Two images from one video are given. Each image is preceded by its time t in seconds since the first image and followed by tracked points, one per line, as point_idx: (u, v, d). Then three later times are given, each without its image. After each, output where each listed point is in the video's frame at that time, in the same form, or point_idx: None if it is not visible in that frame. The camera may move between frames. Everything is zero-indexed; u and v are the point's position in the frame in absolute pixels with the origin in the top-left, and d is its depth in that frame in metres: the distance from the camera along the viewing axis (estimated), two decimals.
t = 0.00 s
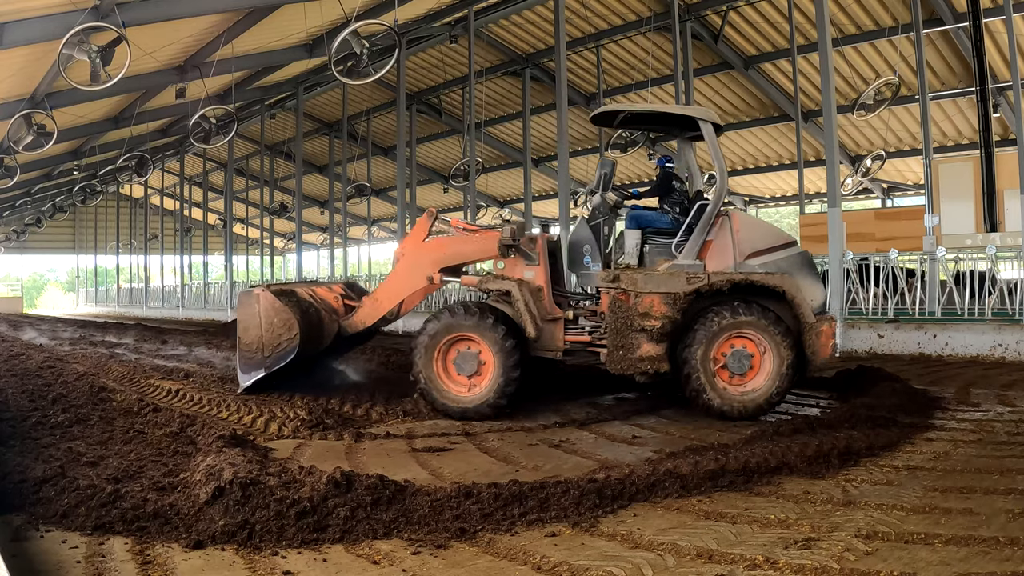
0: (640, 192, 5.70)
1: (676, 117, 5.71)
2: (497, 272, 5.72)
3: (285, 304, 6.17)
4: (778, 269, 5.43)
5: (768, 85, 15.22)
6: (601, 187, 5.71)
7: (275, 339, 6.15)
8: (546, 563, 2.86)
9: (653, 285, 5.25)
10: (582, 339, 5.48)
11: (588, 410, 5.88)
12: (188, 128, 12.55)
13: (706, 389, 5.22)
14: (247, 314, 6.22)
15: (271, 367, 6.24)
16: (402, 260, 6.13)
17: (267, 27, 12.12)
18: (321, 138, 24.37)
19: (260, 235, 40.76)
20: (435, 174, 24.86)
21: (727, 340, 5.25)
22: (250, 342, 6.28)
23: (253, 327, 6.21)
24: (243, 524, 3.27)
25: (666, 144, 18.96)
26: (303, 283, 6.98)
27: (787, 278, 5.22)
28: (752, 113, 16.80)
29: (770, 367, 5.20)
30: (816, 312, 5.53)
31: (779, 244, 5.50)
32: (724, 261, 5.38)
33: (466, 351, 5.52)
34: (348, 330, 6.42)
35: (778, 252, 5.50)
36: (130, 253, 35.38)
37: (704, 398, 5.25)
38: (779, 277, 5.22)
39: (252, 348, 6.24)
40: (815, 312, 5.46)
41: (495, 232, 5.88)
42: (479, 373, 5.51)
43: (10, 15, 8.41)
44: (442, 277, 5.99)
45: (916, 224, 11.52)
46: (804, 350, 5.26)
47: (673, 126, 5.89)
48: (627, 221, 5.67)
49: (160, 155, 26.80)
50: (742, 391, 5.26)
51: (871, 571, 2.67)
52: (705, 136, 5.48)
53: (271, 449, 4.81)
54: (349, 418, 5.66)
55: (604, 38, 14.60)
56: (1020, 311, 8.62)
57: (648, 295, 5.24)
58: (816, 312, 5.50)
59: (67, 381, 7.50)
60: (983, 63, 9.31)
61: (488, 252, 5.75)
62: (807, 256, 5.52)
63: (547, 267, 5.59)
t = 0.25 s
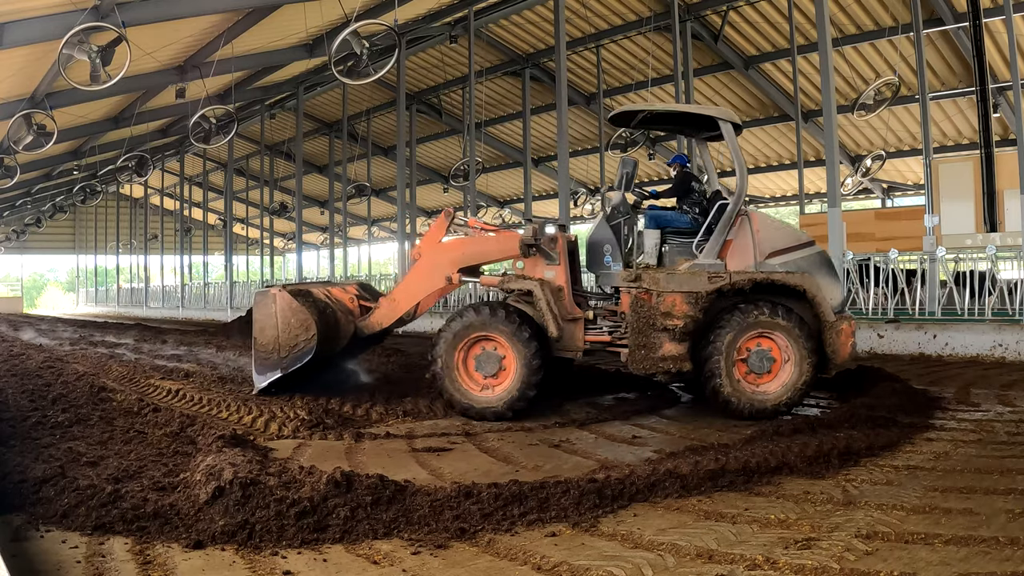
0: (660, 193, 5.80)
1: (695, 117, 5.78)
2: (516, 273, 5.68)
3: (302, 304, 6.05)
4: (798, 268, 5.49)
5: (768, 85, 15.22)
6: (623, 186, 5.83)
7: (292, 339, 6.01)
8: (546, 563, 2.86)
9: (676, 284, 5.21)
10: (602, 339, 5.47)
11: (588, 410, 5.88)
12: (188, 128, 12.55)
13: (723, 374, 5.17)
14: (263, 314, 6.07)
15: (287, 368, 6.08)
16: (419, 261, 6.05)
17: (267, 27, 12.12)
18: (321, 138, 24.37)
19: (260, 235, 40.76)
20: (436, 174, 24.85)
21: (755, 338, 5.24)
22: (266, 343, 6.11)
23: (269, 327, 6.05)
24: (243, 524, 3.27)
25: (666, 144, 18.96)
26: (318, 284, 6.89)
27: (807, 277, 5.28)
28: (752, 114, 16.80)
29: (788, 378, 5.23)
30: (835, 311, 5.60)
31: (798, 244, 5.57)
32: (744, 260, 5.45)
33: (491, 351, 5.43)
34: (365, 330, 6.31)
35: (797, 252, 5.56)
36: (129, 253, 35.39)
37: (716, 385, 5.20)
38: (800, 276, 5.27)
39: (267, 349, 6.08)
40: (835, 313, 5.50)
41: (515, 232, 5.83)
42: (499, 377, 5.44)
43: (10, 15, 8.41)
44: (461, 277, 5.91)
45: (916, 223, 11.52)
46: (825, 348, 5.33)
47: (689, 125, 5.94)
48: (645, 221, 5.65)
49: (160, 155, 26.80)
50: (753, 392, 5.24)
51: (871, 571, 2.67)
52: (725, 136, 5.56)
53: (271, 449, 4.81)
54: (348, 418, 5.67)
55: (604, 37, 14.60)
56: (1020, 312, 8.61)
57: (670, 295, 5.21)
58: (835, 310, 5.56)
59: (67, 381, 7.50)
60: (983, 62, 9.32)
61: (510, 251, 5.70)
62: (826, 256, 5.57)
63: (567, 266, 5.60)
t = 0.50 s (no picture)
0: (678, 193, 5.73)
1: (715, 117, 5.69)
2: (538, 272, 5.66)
3: (321, 304, 5.98)
4: (818, 267, 5.46)
5: (768, 85, 15.22)
6: (643, 186, 5.73)
7: (310, 340, 5.92)
8: (546, 564, 2.86)
9: (699, 283, 5.21)
10: (624, 340, 5.42)
11: (588, 410, 5.88)
12: (188, 128, 12.55)
13: (748, 354, 5.15)
14: (281, 314, 5.99)
15: (304, 369, 5.99)
16: (439, 262, 6.00)
17: (267, 27, 12.12)
18: (320, 138, 24.37)
19: (260, 235, 40.74)
20: (436, 174, 24.85)
21: (785, 338, 5.25)
22: (283, 343, 6.01)
23: (287, 327, 5.96)
24: (243, 524, 3.27)
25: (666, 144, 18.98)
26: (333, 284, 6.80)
27: (828, 275, 5.26)
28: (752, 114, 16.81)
29: (799, 386, 5.26)
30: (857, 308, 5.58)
31: (818, 243, 5.54)
32: (765, 259, 5.42)
33: (517, 354, 5.38)
34: (384, 332, 6.25)
35: (817, 250, 5.53)
36: (130, 253, 35.40)
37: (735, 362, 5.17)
38: (821, 274, 5.24)
39: (285, 349, 5.99)
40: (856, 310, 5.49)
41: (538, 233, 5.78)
42: (518, 380, 5.40)
43: (10, 15, 8.41)
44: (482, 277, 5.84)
45: (915, 224, 11.52)
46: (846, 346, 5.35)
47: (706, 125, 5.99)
48: (666, 222, 5.66)
49: (160, 155, 26.80)
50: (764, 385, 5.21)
51: (871, 571, 2.67)
52: (745, 137, 5.49)
53: (271, 449, 4.81)
54: (349, 418, 5.66)
55: (604, 38, 14.60)
56: (1020, 312, 8.60)
57: (693, 293, 5.20)
58: (856, 309, 5.54)
59: (67, 381, 7.50)
60: (983, 62, 9.31)
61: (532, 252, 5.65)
62: (846, 255, 5.54)
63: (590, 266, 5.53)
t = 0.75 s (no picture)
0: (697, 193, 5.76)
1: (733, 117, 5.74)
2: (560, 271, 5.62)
3: (342, 305, 5.93)
4: (838, 265, 5.59)
5: (768, 85, 15.21)
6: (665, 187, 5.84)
7: (331, 340, 5.86)
8: (546, 563, 2.86)
9: (722, 282, 5.22)
10: (646, 339, 5.40)
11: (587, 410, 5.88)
12: (188, 128, 12.54)
13: (777, 336, 5.18)
14: (301, 314, 5.92)
15: (324, 370, 5.93)
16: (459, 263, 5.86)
17: (267, 26, 12.12)
18: (320, 138, 24.36)
19: (260, 235, 40.73)
20: (436, 174, 24.85)
21: (815, 341, 5.27)
22: (302, 344, 5.94)
23: (307, 328, 5.90)
24: (243, 524, 3.27)
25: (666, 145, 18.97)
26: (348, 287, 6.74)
27: (849, 273, 5.32)
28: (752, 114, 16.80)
29: (809, 392, 5.26)
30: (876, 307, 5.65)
31: (835, 242, 5.68)
32: (786, 258, 5.51)
33: (545, 355, 5.32)
34: (402, 334, 6.15)
35: (835, 249, 5.67)
36: (130, 253, 35.40)
37: (762, 340, 5.20)
38: (842, 272, 5.31)
39: (304, 350, 5.92)
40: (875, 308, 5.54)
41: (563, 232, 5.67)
42: (538, 380, 5.38)
43: (10, 15, 8.40)
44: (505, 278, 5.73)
45: (915, 224, 11.53)
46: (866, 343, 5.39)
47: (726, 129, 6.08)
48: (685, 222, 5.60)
49: (160, 155, 26.80)
50: (780, 375, 5.22)
51: (871, 571, 2.67)
52: (765, 137, 5.56)
53: (271, 449, 4.81)
54: (349, 418, 5.66)
55: (604, 38, 14.60)
56: (1020, 312, 8.60)
57: (716, 291, 5.21)
58: (875, 305, 5.64)
59: (67, 381, 7.50)
60: (982, 62, 9.32)
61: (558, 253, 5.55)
62: (863, 253, 5.69)
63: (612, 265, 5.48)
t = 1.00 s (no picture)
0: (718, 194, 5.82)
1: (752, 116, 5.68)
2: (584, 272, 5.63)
3: (365, 305, 5.79)
4: (859, 264, 5.55)
5: (768, 85, 15.20)
6: (687, 188, 5.83)
7: (353, 342, 5.73)
8: (546, 563, 2.86)
9: (745, 280, 5.20)
10: (668, 338, 5.39)
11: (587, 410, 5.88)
12: (188, 129, 12.54)
13: (811, 322, 5.19)
14: (323, 315, 5.80)
15: (345, 372, 5.80)
16: (481, 263, 5.82)
17: (267, 27, 12.12)
18: (321, 138, 24.37)
19: (260, 235, 40.73)
20: (436, 174, 24.86)
21: (842, 348, 5.28)
22: (324, 345, 5.81)
23: (329, 330, 5.77)
24: (243, 524, 3.27)
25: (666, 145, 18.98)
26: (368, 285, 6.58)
27: (870, 273, 5.29)
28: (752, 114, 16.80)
29: (818, 392, 5.22)
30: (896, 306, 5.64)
31: (856, 241, 5.66)
32: (807, 256, 5.53)
33: (575, 359, 5.31)
34: (425, 334, 6.01)
35: (856, 248, 5.64)
36: (130, 253, 35.42)
37: (795, 321, 5.21)
38: (862, 271, 5.28)
39: (326, 352, 5.80)
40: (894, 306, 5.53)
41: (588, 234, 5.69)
42: (558, 380, 5.38)
43: (10, 15, 8.40)
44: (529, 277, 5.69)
45: (915, 224, 11.53)
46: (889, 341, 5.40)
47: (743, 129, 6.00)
48: (705, 222, 5.70)
49: (160, 155, 26.80)
50: (799, 363, 5.20)
51: (871, 571, 2.67)
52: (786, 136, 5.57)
53: (271, 449, 4.81)
54: (348, 418, 5.66)
55: (604, 38, 14.60)
56: (1020, 312, 8.60)
57: (738, 291, 5.19)
58: (896, 305, 5.59)
59: (67, 381, 7.50)
60: (982, 62, 9.31)
61: (583, 252, 5.56)
62: (884, 254, 5.65)
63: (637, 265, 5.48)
